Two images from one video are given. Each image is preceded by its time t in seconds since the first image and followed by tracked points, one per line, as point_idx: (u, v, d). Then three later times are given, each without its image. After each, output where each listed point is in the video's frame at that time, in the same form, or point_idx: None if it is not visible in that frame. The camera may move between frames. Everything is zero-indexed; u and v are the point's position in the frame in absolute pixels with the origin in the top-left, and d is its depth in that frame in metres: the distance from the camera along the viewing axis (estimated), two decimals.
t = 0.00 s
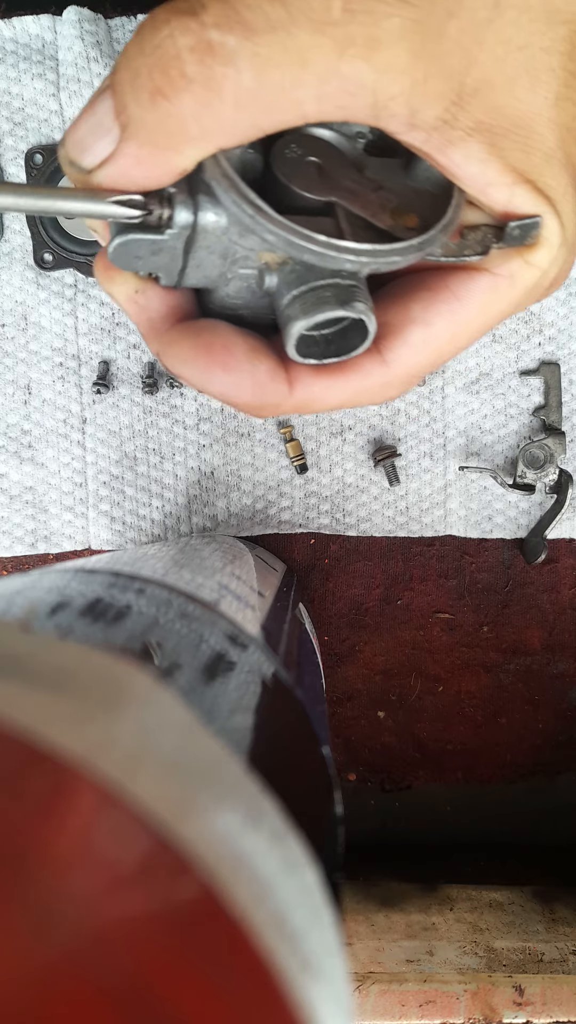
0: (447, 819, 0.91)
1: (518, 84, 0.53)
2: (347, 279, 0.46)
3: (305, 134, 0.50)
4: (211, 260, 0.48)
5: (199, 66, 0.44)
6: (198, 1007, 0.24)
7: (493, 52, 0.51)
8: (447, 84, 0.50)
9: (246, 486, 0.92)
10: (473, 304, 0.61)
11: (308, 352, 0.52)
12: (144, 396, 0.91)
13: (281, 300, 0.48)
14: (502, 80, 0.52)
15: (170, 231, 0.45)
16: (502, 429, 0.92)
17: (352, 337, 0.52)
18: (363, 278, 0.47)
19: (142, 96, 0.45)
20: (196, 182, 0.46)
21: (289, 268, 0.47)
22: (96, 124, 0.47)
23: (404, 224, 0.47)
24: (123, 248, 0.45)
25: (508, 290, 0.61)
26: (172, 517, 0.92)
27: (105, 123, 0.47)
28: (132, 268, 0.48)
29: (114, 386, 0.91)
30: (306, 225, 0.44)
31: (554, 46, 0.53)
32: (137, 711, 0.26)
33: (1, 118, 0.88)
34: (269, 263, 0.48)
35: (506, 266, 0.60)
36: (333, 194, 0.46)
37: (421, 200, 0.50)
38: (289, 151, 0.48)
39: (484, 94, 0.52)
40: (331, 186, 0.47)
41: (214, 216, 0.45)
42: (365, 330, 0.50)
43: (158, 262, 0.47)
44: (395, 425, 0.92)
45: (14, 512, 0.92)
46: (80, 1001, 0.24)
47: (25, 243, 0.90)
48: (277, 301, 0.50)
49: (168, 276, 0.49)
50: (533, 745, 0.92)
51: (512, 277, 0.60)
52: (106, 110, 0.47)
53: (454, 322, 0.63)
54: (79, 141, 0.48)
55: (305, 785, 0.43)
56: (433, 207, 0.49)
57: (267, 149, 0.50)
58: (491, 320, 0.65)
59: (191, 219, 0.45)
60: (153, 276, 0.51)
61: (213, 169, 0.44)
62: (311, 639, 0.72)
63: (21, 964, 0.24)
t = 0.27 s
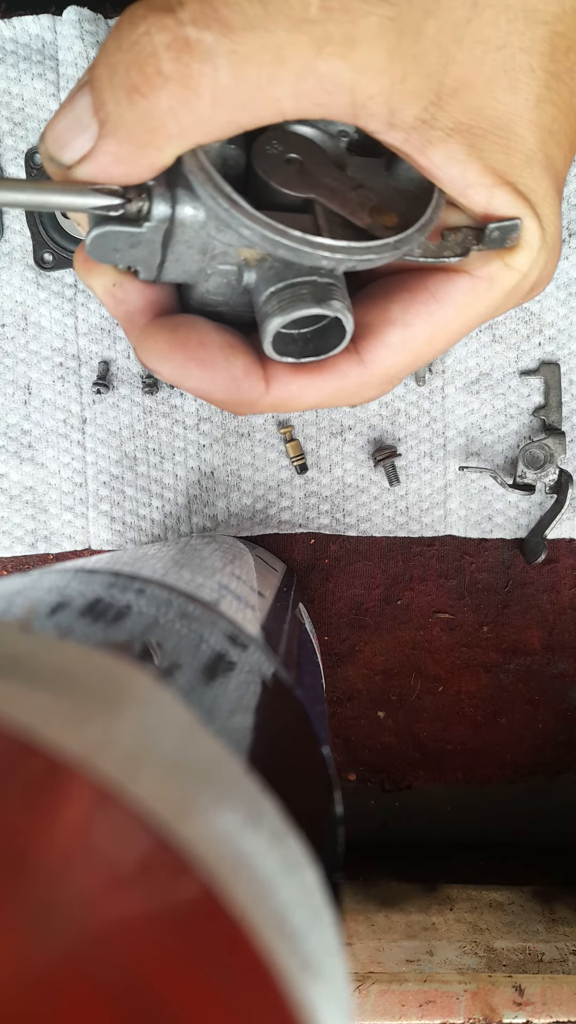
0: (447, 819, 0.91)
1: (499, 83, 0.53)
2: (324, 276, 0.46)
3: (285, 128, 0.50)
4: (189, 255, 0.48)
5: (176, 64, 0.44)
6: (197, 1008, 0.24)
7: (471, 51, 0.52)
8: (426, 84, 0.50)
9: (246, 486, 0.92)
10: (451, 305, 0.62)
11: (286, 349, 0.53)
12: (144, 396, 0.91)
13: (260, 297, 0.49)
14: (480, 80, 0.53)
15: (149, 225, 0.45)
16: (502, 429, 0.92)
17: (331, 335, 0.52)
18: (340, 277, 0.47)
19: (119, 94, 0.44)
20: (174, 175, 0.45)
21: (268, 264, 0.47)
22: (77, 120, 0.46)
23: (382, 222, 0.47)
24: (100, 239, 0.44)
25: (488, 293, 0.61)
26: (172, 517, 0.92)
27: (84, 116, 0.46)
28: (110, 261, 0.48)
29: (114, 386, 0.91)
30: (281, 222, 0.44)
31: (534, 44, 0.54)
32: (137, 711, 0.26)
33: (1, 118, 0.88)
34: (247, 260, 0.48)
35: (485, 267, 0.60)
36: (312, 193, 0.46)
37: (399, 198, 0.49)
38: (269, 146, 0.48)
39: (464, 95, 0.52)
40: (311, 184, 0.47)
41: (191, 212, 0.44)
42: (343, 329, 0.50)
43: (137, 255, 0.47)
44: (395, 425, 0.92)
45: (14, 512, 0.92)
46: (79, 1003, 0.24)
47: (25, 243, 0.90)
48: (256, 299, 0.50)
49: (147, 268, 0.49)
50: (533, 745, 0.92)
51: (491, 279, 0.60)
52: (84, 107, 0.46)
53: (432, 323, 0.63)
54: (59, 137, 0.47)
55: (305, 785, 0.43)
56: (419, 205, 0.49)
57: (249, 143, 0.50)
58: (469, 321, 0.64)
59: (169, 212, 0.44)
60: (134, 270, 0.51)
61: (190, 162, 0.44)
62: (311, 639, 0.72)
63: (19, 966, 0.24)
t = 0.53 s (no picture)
0: (447, 819, 0.91)
1: (510, 82, 0.52)
2: (331, 270, 0.45)
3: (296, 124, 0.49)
4: (194, 245, 0.48)
5: (186, 49, 0.43)
6: (196, 1007, 0.24)
7: (486, 48, 0.51)
8: (435, 80, 0.50)
9: (246, 486, 0.92)
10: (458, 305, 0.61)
11: (290, 343, 0.52)
12: (144, 396, 0.91)
13: (264, 288, 0.48)
14: (493, 78, 0.52)
15: (154, 215, 0.45)
16: (502, 429, 0.92)
17: (335, 329, 0.51)
18: (348, 270, 0.47)
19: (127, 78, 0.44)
20: (182, 162, 0.45)
21: (274, 257, 0.46)
22: (86, 106, 0.47)
23: (390, 217, 0.46)
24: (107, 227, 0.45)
25: (496, 293, 0.60)
26: (172, 517, 0.92)
27: (93, 101, 0.47)
28: (114, 247, 0.48)
29: (114, 386, 0.91)
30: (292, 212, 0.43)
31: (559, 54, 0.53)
32: (137, 711, 0.26)
33: (1, 118, 0.88)
34: (254, 253, 0.47)
35: (493, 267, 0.59)
36: (320, 186, 0.45)
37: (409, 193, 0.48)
38: (277, 138, 0.47)
39: (474, 93, 0.51)
40: (320, 176, 0.46)
41: (198, 200, 0.44)
42: (348, 324, 0.50)
43: (143, 243, 0.47)
44: (395, 425, 0.92)
45: (13, 512, 0.92)
46: (79, 1002, 0.24)
47: (25, 243, 0.90)
48: (261, 291, 0.49)
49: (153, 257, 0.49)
50: (533, 745, 0.93)
51: (500, 278, 0.59)
52: (93, 93, 0.47)
53: (439, 322, 0.62)
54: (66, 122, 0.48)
55: (304, 785, 0.43)
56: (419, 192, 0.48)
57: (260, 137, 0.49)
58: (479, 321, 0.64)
59: (176, 202, 0.45)
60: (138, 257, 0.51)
61: (199, 151, 0.44)
62: (311, 639, 0.72)
63: (19, 965, 0.24)
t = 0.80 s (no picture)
0: (447, 819, 0.91)
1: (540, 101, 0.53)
2: (362, 287, 0.46)
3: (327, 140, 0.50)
4: (229, 263, 0.48)
5: (223, 69, 0.44)
6: (197, 1007, 0.24)
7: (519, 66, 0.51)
8: (470, 99, 0.50)
9: (246, 486, 0.92)
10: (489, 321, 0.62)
11: (320, 357, 0.52)
12: (144, 396, 0.91)
13: (296, 303, 0.48)
14: (527, 96, 0.52)
15: (191, 233, 0.45)
16: (502, 429, 0.92)
17: (364, 344, 0.51)
18: (378, 286, 0.47)
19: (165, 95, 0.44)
20: (218, 183, 0.46)
21: (306, 273, 0.47)
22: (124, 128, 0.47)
23: (420, 234, 0.47)
24: (143, 244, 0.45)
25: (526, 306, 0.62)
26: (172, 517, 0.92)
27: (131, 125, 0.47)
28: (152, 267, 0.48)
29: (114, 386, 0.91)
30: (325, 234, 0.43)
31: None
32: (138, 710, 0.26)
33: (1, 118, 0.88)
34: (287, 268, 0.48)
35: (524, 282, 0.60)
36: (353, 203, 0.46)
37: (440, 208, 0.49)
38: (303, 154, 0.48)
39: (507, 110, 0.52)
40: (352, 193, 0.47)
41: (233, 219, 0.44)
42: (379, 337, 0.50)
43: (179, 262, 0.47)
44: (395, 425, 0.92)
45: (13, 512, 0.92)
46: (79, 1002, 0.24)
47: (25, 243, 0.90)
48: (294, 306, 0.49)
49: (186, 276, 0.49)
50: (533, 745, 0.92)
51: (530, 292, 0.61)
52: (132, 115, 0.47)
53: (471, 336, 0.63)
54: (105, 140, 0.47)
55: (304, 785, 0.43)
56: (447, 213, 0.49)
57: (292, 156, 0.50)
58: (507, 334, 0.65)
59: (212, 220, 0.45)
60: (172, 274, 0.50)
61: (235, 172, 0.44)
62: (311, 639, 0.72)
63: (20, 965, 0.24)
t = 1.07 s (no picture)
0: (447, 819, 0.91)
1: (531, 100, 0.54)
2: (352, 287, 0.46)
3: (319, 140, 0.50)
4: (221, 262, 0.48)
5: (224, 57, 0.44)
6: (197, 1006, 0.24)
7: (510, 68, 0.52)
8: (462, 97, 0.51)
9: (246, 486, 0.92)
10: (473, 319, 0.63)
11: (310, 355, 0.52)
12: (144, 396, 0.91)
13: (288, 304, 0.49)
14: (518, 96, 0.54)
15: (184, 234, 0.45)
16: (502, 429, 0.92)
17: (354, 343, 0.51)
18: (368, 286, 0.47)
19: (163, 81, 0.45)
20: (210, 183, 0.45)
21: (297, 273, 0.47)
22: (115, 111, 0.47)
23: (408, 235, 0.47)
24: (139, 246, 0.45)
25: (510, 305, 0.63)
26: (172, 517, 0.92)
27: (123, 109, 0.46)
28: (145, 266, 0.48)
29: (114, 386, 0.91)
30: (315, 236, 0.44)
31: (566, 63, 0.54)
32: (137, 710, 0.26)
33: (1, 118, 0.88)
34: (277, 267, 0.48)
35: (508, 281, 0.61)
36: (342, 204, 0.47)
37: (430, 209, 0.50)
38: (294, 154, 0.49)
39: (499, 110, 0.53)
40: (341, 194, 0.47)
41: (226, 220, 0.44)
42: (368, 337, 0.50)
43: (172, 261, 0.47)
44: (395, 425, 0.92)
45: (14, 512, 0.92)
46: (79, 1002, 0.24)
47: (25, 243, 0.90)
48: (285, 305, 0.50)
49: (180, 274, 0.49)
50: (533, 745, 0.93)
51: (515, 292, 0.62)
52: (125, 98, 0.46)
53: (457, 335, 0.64)
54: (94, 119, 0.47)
55: (304, 784, 0.43)
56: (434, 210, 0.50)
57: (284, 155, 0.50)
58: (493, 332, 0.66)
59: (204, 221, 0.44)
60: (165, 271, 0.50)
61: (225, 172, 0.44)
62: (311, 639, 0.72)
63: (20, 966, 0.24)
